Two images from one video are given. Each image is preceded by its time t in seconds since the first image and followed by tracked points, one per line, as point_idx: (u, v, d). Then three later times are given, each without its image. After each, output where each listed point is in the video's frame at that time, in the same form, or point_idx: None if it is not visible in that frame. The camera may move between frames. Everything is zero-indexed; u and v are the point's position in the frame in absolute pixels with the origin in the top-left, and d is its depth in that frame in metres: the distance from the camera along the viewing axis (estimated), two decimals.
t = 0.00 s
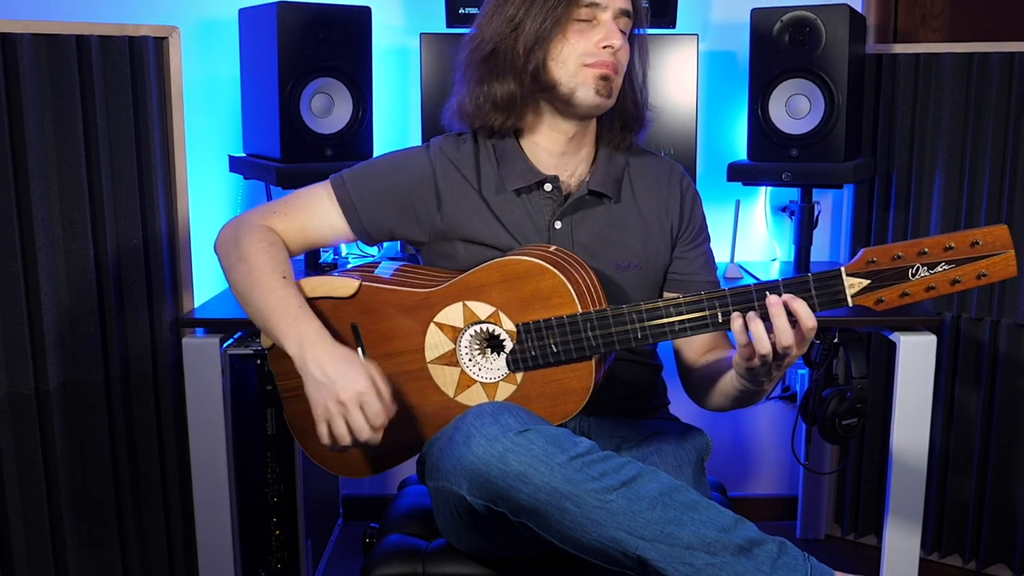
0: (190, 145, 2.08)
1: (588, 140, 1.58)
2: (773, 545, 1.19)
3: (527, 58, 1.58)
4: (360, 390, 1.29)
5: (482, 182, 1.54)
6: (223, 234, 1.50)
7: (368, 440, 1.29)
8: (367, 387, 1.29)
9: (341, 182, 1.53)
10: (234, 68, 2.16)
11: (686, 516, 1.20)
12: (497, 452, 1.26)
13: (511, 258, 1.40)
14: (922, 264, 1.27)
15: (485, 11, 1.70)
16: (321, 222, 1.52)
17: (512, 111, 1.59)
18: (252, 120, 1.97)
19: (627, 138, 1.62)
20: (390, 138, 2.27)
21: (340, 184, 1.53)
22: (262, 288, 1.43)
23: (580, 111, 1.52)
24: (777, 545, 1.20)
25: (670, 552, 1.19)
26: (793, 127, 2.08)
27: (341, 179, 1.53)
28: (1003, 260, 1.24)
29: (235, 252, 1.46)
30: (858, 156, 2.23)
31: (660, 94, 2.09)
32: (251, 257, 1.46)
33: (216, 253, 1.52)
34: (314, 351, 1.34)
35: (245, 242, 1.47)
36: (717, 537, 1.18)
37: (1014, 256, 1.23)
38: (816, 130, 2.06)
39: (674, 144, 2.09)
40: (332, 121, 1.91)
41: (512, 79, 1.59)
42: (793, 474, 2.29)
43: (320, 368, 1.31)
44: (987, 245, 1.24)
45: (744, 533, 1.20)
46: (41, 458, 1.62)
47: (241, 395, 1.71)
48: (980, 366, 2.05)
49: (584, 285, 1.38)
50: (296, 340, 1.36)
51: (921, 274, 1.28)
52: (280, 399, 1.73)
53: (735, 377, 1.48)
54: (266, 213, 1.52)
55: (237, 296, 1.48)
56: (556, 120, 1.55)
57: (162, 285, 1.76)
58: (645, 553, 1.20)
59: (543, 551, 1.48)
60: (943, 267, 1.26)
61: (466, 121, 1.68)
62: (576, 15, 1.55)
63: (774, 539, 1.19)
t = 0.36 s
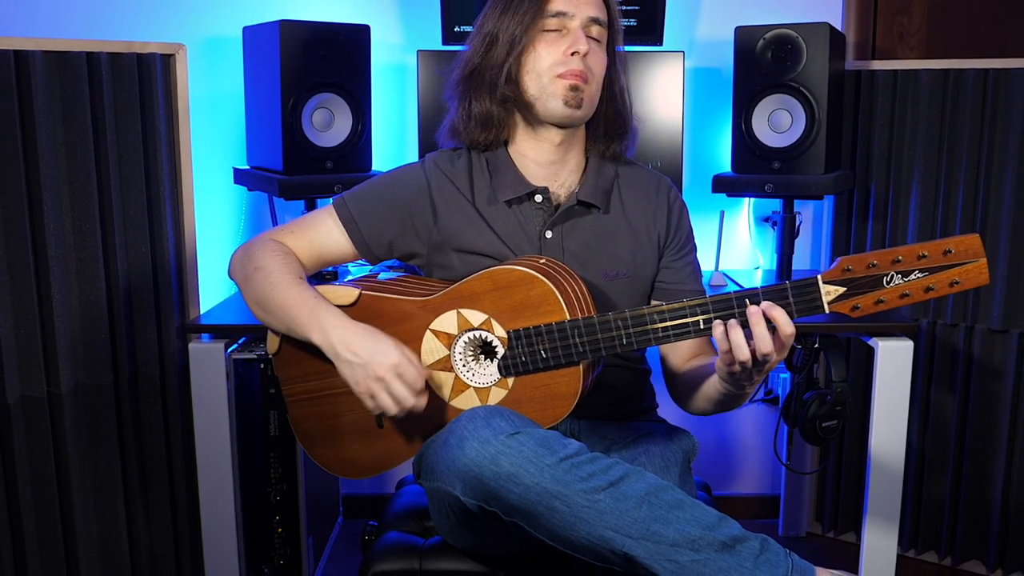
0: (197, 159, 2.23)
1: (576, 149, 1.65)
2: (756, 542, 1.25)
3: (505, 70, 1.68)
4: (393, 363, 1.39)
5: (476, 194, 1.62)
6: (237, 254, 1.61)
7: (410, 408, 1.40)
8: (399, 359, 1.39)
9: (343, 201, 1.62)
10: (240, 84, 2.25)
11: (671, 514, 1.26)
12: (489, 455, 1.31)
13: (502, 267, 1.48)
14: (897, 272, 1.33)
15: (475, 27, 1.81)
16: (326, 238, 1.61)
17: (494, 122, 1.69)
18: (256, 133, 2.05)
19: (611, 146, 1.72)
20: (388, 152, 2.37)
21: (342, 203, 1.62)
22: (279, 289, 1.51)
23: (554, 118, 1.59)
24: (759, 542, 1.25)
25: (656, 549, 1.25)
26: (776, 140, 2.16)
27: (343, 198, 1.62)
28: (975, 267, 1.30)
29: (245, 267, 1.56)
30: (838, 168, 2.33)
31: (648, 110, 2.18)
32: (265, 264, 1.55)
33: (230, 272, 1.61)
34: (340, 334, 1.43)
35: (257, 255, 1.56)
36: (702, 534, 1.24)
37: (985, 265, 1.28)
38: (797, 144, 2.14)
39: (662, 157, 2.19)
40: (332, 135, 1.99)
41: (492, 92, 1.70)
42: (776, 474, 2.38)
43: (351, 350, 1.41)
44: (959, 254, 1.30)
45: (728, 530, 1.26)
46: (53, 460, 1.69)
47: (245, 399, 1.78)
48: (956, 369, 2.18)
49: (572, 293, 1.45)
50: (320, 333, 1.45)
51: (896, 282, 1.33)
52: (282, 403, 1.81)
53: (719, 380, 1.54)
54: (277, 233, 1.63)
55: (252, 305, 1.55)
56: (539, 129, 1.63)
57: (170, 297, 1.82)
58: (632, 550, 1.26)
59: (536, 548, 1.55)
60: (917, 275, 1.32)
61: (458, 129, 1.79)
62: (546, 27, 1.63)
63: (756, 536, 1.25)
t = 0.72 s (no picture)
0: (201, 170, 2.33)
1: (565, 159, 1.73)
2: (738, 540, 1.30)
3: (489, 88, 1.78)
4: (378, 386, 1.46)
5: (471, 204, 1.69)
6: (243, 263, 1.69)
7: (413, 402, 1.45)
8: (385, 384, 1.46)
9: (343, 210, 1.69)
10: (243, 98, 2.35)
11: (657, 512, 1.31)
12: (482, 453, 1.38)
13: (495, 274, 1.55)
14: (872, 277, 1.38)
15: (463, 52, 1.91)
16: (328, 246, 1.68)
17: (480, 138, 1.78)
18: (259, 146, 2.13)
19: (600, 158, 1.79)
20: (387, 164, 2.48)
21: (344, 213, 1.68)
22: (279, 301, 1.58)
23: (533, 128, 1.68)
24: (741, 540, 1.30)
25: (642, 545, 1.31)
26: (757, 152, 2.25)
27: (344, 208, 1.70)
28: (948, 273, 1.35)
29: (250, 275, 1.64)
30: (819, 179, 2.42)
31: (635, 124, 2.28)
32: (269, 275, 1.62)
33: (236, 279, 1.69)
34: (335, 348, 1.51)
35: (261, 265, 1.64)
36: (686, 531, 1.30)
37: (958, 270, 1.33)
38: (777, 158, 2.23)
39: (649, 169, 2.29)
40: (332, 147, 2.07)
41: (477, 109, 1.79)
42: (760, 473, 2.48)
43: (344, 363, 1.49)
44: (932, 260, 1.35)
45: (711, 528, 1.31)
46: (64, 459, 1.75)
47: (248, 401, 1.86)
48: (933, 371, 2.31)
49: (562, 299, 1.52)
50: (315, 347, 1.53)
51: (871, 286, 1.39)
52: (285, 405, 1.87)
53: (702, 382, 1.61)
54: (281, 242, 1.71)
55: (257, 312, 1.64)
56: (525, 140, 1.70)
57: (176, 302, 1.91)
58: (619, 545, 1.32)
59: (529, 546, 1.62)
60: (892, 279, 1.37)
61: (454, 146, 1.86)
62: (522, 44, 1.72)
63: (739, 534, 1.30)
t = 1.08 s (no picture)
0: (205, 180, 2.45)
1: (559, 169, 1.80)
2: (724, 537, 1.35)
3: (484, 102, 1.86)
4: (393, 364, 1.52)
5: (469, 211, 1.76)
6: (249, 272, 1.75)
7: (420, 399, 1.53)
8: (398, 360, 1.52)
9: (347, 220, 1.76)
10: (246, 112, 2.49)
11: (647, 510, 1.36)
12: (479, 452, 1.41)
13: (492, 280, 1.61)
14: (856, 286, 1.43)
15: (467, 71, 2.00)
16: (332, 256, 1.75)
17: (477, 149, 1.85)
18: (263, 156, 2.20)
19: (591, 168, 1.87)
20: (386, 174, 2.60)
21: (347, 223, 1.75)
22: (286, 303, 1.64)
23: (521, 137, 1.74)
24: (728, 537, 1.35)
25: (632, 542, 1.35)
26: (743, 164, 2.33)
27: (348, 218, 1.76)
28: (929, 283, 1.40)
29: (256, 282, 1.69)
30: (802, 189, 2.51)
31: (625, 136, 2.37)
32: (276, 280, 1.67)
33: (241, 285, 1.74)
34: (344, 346, 1.56)
35: (267, 272, 1.69)
36: (675, 529, 1.34)
37: (939, 280, 1.38)
38: (760, 170, 2.32)
39: (639, 179, 2.38)
40: (332, 159, 2.14)
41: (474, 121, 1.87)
42: (744, 474, 2.59)
43: (354, 359, 1.55)
44: (914, 270, 1.40)
45: (699, 525, 1.36)
46: (74, 459, 1.82)
47: (252, 403, 1.93)
48: (911, 375, 2.40)
49: (558, 306, 1.58)
50: (325, 342, 1.58)
51: (855, 295, 1.44)
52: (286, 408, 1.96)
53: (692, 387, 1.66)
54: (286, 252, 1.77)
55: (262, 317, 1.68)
56: (518, 151, 1.78)
57: (182, 306, 1.98)
58: (611, 542, 1.36)
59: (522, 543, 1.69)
60: (875, 289, 1.43)
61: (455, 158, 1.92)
62: (514, 57, 1.81)
63: (725, 530, 1.35)
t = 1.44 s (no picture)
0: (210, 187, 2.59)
1: (551, 181, 1.88)
2: (713, 536, 1.36)
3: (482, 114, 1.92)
4: (394, 373, 1.64)
5: (468, 217, 1.83)
6: (248, 265, 1.81)
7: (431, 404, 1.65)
8: (397, 370, 1.64)
9: (349, 220, 1.82)
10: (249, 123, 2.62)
11: (639, 509, 1.36)
12: (477, 451, 1.42)
13: (492, 286, 1.67)
14: (846, 300, 1.45)
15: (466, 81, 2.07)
16: (333, 254, 1.81)
17: (475, 161, 1.92)
18: (266, 166, 2.29)
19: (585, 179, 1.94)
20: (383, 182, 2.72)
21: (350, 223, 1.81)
22: (294, 307, 1.70)
23: (516, 152, 1.82)
24: (716, 536, 1.35)
25: (624, 539, 1.36)
26: (731, 174, 2.41)
27: (350, 217, 1.82)
28: (917, 299, 1.40)
29: (261, 282, 1.75)
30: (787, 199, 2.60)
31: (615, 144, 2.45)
32: (279, 280, 1.73)
33: (242, 280, 1.80)
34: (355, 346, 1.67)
35: (270, 271, 1.75)
36: (666, 527, 1.35)
37: (926, 296, 1.38)
38: (748, 179, 2.39)
39: (628, 189, 2.48)
40: (333, 169, 2.22)
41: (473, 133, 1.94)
42: (731, 473, 2.73)
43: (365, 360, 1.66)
44: (902, 286, 1.40)
45: (689, 524, 1.36)
46: (83, 459, 1.88)
47: (256, 405, 2.01)
48: (892, 379, 2.49)
49: (556, 313, 1.63)
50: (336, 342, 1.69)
51: (844, 309, 1.45)
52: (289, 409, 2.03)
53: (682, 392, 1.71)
54: (287, 246, 1.83)
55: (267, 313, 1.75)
56: (513, 163, 1.86)
57: (187, 310, 2.05)
58: (604, 539, 1.37)
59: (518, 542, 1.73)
60: (864, 303, 1.44)
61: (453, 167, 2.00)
62: (511, 72, 1.87)
63: (714, 528, 1.35)
